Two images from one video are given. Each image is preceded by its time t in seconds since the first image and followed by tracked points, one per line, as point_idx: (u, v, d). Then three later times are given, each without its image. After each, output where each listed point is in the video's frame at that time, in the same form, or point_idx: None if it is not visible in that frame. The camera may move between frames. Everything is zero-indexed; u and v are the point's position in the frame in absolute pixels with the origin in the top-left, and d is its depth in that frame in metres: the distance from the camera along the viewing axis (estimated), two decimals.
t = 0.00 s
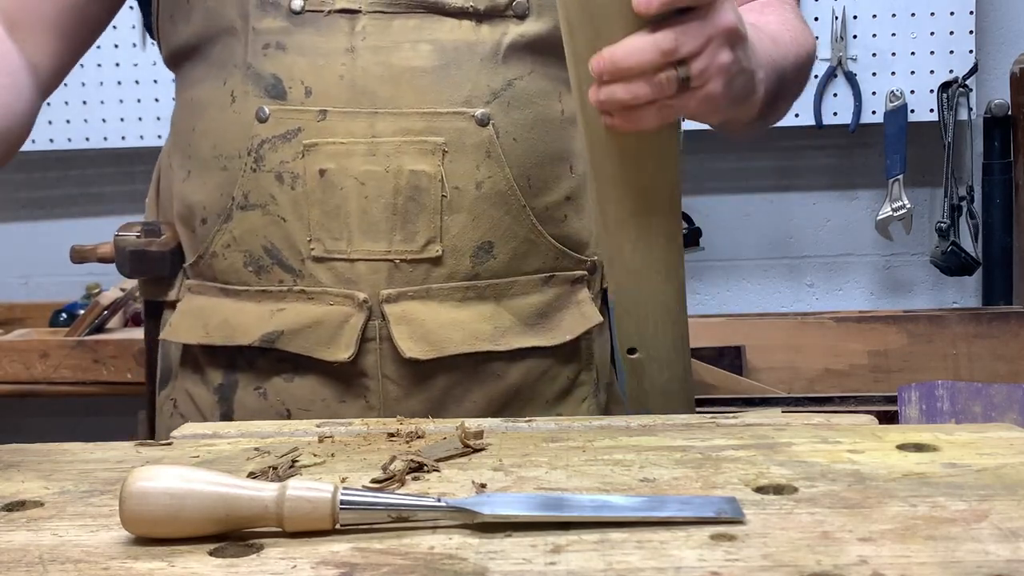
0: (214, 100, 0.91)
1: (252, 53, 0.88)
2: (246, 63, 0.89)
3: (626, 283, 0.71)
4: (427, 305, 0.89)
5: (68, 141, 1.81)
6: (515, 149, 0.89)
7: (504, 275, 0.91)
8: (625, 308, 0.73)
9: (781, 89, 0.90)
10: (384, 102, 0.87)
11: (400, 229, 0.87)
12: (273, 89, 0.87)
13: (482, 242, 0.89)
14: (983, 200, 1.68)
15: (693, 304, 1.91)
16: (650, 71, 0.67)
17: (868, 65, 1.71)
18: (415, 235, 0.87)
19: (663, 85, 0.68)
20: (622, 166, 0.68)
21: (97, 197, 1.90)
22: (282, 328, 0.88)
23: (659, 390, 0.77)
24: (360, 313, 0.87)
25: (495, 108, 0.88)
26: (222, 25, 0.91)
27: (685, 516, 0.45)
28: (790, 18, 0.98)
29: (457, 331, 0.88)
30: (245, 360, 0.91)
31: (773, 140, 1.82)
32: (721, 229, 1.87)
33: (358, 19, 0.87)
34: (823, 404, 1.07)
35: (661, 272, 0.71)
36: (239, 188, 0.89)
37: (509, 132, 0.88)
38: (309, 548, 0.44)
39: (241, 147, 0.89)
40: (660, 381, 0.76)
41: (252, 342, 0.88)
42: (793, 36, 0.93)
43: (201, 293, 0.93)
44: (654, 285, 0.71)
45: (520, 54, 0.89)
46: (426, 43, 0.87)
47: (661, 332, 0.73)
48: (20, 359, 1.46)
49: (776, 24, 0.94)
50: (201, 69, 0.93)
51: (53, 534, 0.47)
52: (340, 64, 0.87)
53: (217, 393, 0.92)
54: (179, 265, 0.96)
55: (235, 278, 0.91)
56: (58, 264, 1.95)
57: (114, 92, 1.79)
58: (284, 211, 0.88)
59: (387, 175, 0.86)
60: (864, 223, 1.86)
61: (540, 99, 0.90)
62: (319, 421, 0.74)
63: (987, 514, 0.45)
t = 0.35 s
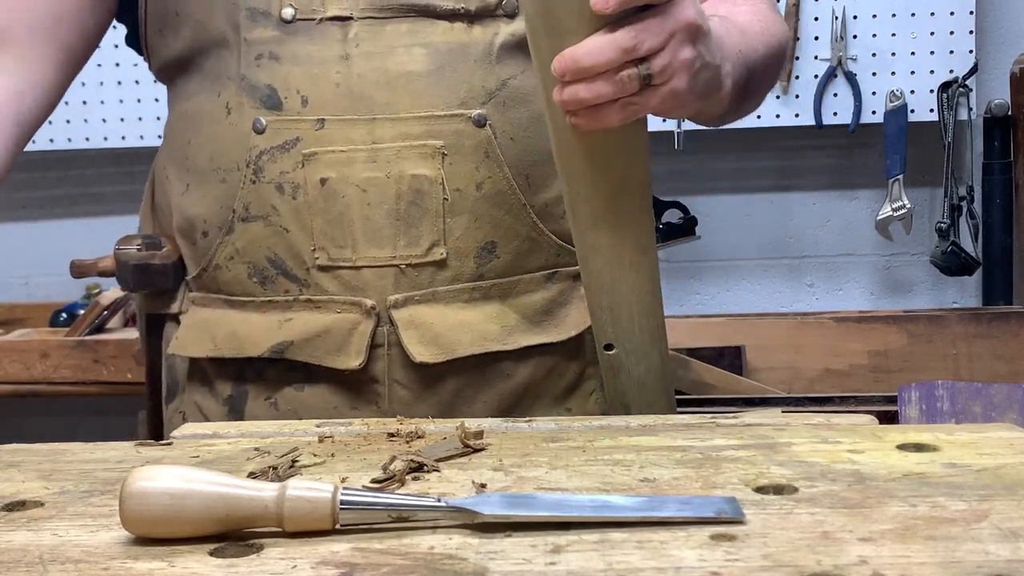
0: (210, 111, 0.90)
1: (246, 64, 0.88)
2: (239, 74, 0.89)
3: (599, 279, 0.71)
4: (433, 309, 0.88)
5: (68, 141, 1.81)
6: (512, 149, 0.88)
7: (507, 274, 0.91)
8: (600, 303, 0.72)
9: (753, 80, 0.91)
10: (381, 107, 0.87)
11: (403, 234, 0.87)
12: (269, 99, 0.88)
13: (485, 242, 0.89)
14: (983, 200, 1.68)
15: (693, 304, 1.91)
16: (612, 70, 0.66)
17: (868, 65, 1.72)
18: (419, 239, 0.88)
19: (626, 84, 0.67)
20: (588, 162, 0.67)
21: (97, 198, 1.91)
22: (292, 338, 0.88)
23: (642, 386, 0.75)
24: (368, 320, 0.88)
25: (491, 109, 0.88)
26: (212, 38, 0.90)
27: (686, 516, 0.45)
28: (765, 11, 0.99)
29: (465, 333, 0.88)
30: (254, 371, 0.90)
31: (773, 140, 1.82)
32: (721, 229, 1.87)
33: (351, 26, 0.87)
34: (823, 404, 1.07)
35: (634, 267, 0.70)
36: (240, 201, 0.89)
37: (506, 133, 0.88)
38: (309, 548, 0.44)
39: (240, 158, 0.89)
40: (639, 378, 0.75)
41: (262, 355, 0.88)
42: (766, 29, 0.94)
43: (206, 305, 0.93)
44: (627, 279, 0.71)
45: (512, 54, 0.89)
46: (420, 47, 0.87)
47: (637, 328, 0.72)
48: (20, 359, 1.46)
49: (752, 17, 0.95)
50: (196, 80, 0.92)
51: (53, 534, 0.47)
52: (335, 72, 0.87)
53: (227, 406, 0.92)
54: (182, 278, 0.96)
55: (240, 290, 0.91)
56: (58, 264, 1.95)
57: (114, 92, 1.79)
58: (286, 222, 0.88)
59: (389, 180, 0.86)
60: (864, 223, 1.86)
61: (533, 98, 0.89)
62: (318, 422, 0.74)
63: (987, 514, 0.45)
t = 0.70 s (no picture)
0: (200, 108, 0.90)
1: (236, 61, 0.88)
2: (230, 71, 0.89)
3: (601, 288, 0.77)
4: (427, 304, 0.88)
5: (68, 141, 1.81)
6: (504, 143, 0.89)
7: (502, 270, 0.91)
8: (607, 310, 0.78)
9: (717, 76, 0.89)
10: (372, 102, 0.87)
11: (396, 229, 0.87)
12: (260, 96, 0.88)
13: (479, 236, 0.89)
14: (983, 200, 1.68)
15: (694, 304, 1.91)
16: (574, 81, 0.66)
17: (868, 65, 1.71)
18: (412, 234, 0.88)
19: (592, 92, 0.67)
20: (571, 182, 0.73)
21: (98, 198, 1.91)
22: (285, 334, 0.87)
23: (662, 381, 0.80)
24: (362, 315, 0.88)
25: (483, 104, 0.88)
26: (202, 33, 0.90)
27: (685, 516, 0.45)
28: (748, 6, 0.96)
29: (459, 329, 0.88)
30: (247, 369, 0.90)
31: (773, 140, 1.82)
32: (721, 229, 1.87)
33: (342, 22, 0.88)
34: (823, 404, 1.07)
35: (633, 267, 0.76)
36: (231, 198, 0.88)
37: (498, 127, 0.89)
38: (309, 548, 0.44)
39: (231, 155, 0.88)
40: (657, 374, 0.80)
41: (255, 352, 0.87)
42: (737, 26, 0.92)
43: (197, 304, 0.92)
44: (627, 281, 0.77)
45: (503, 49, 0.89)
46: (410, 44, 0.87)
47: (646, 326, 0.78)
48: (20, 359, 1.46)
49: (727, 12, 0.92)
50: (185, 78, 0.92)
51: (53, 534, 0.47)
52: (327, 67, 0.87)
53: (219, 405, 0.91)
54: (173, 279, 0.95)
55: (232, 289, 0.90)
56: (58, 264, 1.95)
57: (114, 92, 1.80)
58: (278, 218, 0.88)
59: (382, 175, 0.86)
60: (864, 223, 1.86)
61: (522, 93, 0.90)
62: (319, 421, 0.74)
63: (987, 514, 0.45)
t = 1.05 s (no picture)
0: (186, 100, 0.89)
1: (225, 53, 0.87)
2: (217, 63, 0.87)
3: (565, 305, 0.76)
4: (407, 303, 0.88)
5: (68, 141, 1.81)
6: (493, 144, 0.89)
7: (484, 271, 0.91)
8: (575, 327, 0.77)
9: (656, 90, 0.88)
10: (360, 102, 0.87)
11: (380, 226, 0.87)
12: (249, 89, 0.87)
13: (464, 237, 0.90)
14: (983, 200, 1.68)
15: (693, 304, 1.91)
16: (518, 83, 0.68)
17: (868, 65, 1.72)
18: (394, 233, 0.87)
19: (535, 91, 0.69)
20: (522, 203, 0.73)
21: (97, 198, 1.91)
22: (264, 329, 0.86)
23: (637, 389, 0.80)
24: (341, 313, 0.87)
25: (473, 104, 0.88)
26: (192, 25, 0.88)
27: (685, 516, 0.45)
28: (713, 20, 0.95)
29: (440, 329, 0.88)
30: (226, 363, 0.89)
31: (773, 140, 1.82)
32: (720, 228, 1.87)
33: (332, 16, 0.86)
34: (824, 404, 1.07)
35: (592, 279, 0.77)
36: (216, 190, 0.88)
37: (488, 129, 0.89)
38: (309, 547, 0.44)
39: (219, 147, 0.88)
40: (632, 383, 0.79)
41: (232, 344, 0.86)
42: (684, 40, 0.91)
43: (179, 297, 0.91)
44: (589, 293, 0.77)
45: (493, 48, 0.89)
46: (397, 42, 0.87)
47: (613, 338, 0.78)
48: (20, 359, 1.46)
49: (678, 25, 0.92)
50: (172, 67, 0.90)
51: (52, 534, 0.47)
52: (317, 63, 0.86)
53: (197, 399, 0.90)
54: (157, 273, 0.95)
55: (215, 282, 0.90)
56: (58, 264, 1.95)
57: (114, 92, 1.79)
58: (263, 213, 0.87)
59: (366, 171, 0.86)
60: (864, 223, 1.86)
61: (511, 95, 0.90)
62: (318, 421, 0.74)
63: (988, 514, 0.45)
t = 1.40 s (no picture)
0: (196, 99, 0.88)
1: (236, 53, 0.86)
2: (229, 63, 0.86)
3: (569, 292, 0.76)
4: (420, 303, 0.88)
5: (68, 141, 1.81)
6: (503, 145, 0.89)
7: (496, 271, 0.91)
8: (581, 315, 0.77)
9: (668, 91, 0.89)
10: (372, 101, 0.86)
11: (392, 226, 0.87)
12: (261, 88, 0.86)
13: (475, 237, 0.89)
14: (983, 200, 1.68)
15: (693, 304, 1.91)
16: (508, 82, 0.69)
17: (868, 65, 1.71)
18: (407, 233, 0.87)
19: (526, 90, 0.70)
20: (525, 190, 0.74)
21: (97, 198, 1.91)
22: (276, 329, 0.86)
23: (646, 379, 0.78)
24: (355, 312, 0.87)
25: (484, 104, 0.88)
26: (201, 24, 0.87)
27: (685, 516, 0.45)
28: (725, 18, 0.94)
29: (452, 329, 0.88)
30: (237, 362, 0.88)
31: (773, 140, 1.82)
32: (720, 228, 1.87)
33: (344, 16, 0.85)
34: (824, 404, 1.07)
35: (597, 267, 0.76)
36: (228, 190, 0.88)
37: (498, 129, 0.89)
38: (309, 547, 0.44)
39: (231, 147, 0.87)
40: (640, 374, 0.78)
41: (244, 344, 0.86)
42: (697, 40, 0.91)
43: (188, 297, 0.91)
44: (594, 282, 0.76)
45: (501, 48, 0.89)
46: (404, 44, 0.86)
47: (619, 329, 0.77)
48: (20, 360, 1.46)
49: (691, 25, 0.91)
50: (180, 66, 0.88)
51: (52, 534, 0.47)
52: (330, 62, 0.85)
53: (208, 399, 0.89)
54: (164, 270, 0.95)
55: (226, 282, 0.89)
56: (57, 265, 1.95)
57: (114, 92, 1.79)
58: (275, 212, 0.87)
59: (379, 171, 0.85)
60: (864, 222, 1.86)
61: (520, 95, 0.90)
62: (318, 421, 0.74)
63: (988, 514, 0.45)
